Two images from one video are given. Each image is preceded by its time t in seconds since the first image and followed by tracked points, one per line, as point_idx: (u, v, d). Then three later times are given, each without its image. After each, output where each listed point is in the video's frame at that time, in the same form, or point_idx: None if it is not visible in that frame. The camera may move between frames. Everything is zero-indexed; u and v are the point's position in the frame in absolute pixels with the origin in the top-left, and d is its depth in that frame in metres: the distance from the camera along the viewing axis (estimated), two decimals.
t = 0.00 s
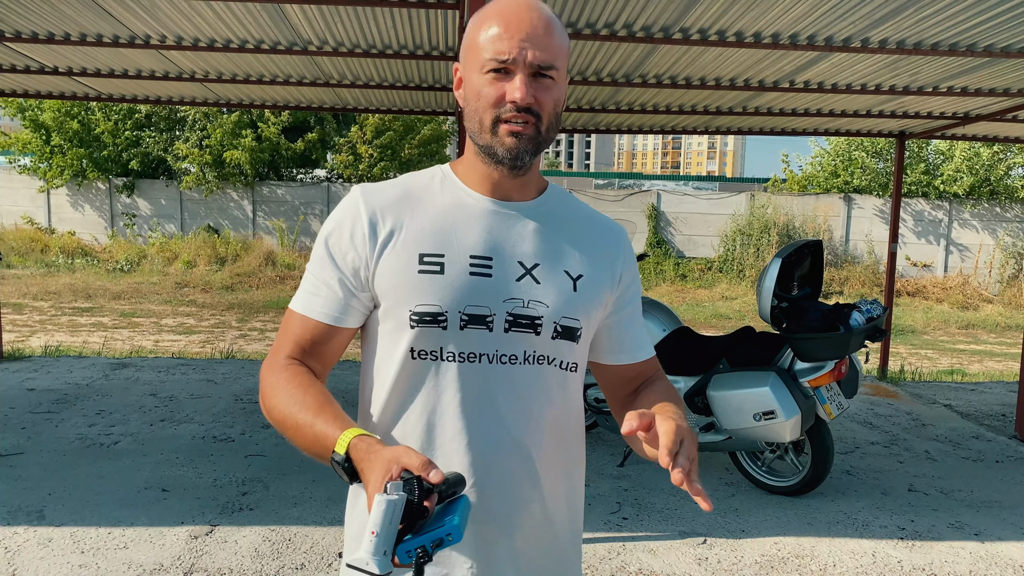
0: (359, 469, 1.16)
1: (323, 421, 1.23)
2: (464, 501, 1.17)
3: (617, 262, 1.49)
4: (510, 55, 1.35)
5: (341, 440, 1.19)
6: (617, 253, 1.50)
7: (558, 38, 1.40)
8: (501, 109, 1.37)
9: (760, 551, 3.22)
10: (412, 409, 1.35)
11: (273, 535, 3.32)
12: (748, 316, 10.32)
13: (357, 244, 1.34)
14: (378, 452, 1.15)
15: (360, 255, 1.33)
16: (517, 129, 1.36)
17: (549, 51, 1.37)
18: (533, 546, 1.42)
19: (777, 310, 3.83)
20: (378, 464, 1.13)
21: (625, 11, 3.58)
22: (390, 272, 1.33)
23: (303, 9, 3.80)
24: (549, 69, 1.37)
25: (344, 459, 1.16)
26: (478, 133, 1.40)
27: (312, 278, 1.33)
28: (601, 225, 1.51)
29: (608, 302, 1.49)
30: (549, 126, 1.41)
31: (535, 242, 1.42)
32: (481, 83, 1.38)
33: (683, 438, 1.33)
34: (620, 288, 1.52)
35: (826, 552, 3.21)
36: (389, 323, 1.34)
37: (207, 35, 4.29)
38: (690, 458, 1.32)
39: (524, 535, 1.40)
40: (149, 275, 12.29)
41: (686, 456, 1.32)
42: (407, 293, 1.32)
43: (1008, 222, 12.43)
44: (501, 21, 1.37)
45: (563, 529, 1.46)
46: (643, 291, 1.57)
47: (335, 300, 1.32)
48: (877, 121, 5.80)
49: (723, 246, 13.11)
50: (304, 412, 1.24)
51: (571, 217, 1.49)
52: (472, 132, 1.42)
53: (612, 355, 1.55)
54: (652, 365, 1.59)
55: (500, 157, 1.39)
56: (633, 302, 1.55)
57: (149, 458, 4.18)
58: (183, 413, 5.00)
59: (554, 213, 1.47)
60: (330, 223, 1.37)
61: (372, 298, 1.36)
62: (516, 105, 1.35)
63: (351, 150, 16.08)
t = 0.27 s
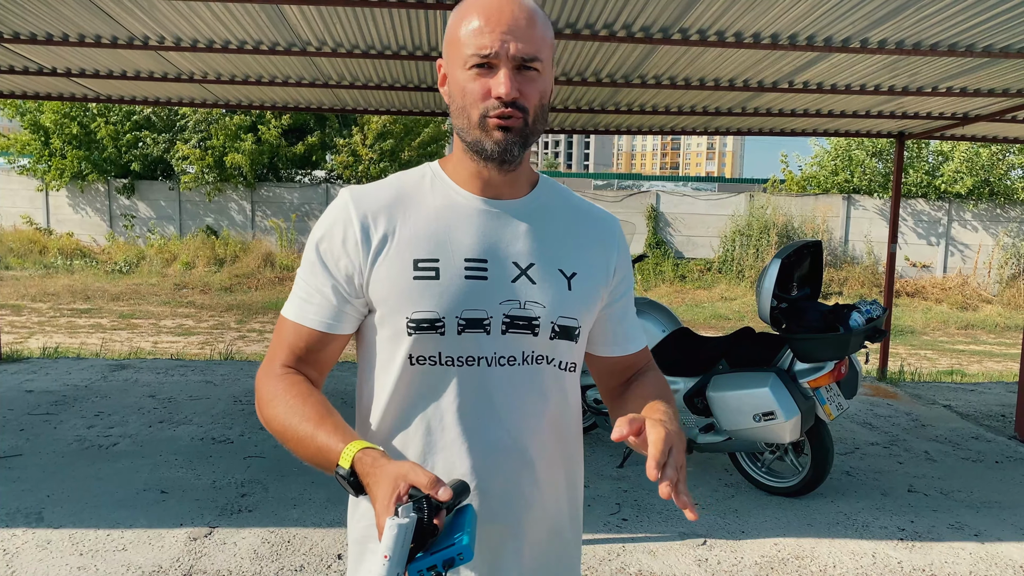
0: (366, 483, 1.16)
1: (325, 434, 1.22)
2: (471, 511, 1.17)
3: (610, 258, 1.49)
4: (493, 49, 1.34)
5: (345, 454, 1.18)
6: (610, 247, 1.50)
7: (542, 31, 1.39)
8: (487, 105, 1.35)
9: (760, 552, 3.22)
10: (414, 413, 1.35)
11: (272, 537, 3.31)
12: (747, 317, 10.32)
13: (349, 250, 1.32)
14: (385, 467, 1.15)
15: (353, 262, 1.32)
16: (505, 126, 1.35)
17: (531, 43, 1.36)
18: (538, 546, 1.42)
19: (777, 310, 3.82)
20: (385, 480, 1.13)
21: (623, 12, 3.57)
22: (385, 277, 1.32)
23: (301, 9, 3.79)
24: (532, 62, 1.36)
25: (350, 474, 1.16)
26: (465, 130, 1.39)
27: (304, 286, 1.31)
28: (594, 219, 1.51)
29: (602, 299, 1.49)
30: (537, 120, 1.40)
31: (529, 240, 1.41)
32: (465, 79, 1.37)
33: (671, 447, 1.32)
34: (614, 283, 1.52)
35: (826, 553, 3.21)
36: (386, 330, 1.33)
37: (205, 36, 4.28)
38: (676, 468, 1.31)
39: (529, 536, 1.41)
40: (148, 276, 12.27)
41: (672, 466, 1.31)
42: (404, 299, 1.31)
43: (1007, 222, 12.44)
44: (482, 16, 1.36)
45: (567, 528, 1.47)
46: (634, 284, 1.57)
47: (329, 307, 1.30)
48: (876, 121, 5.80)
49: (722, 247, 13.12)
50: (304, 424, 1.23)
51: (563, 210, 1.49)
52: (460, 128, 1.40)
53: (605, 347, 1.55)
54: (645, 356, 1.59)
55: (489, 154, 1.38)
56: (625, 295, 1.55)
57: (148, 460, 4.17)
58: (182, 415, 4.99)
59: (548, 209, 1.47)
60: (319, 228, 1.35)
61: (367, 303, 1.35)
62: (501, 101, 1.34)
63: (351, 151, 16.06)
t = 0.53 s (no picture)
0: (365, 489, 1.16)
1: (324, 439, 1.22)
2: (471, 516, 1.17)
3: (603, 258, 1.50)
4: (497, 65, 1.31)
5: (344, 461, 1.18)
6: (603, 247, 1.50)
7: (544, 42, 1.36)
8: (488, 118, 1.33)
9: (759, 554, 3.21)
10: (412, 418, 1.35)
11: (271, 539, 3.31)
12: (746, 318, 10.33)
13: (345, 256, 1.32)
14: (384, 474, 1.15)
15: (350, 268, 1.31)
16: (506, 140, 1.34)
17: (534, 55, 1.33)
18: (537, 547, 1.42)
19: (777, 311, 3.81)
20: (385, 486, 1.13)
21: (622, 13, 3.58)
22: (382, 284, 1.32)
23: (300, 11, 3.79)
24: (535, 74, 1.34)
25: (349, 480, 1.16)
26: (464, 139, 1.37)
27: (300, 292, 1.31)
28: (586, 218, 1.51)
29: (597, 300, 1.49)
30: (538, 131, 1.38)
31: (525, 245, 1.41)
32: (465, 91, 1.33)
33: (662, 453, 1.33)
34: (607, 283, 1.52)
35: (825, 554, 3.21)
36: (383, 336, 1.33)
37: (204, 37, 4.29)
38: (665, 474, 1.31)
39: (529, 537, 1.41)
40: (146, 277, 12.27)
41: (661, 472, 1.31)
42: (400, 306, 1.31)
43: (1006, 223, 12.46)
44: (484, 26, 1.32)
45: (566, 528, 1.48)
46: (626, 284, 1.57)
47: (326, 314, 1.30)
48: (874, 122, 5.81)
49: (721, 248, 13.13)
50: (303, 431, 1.23)
51: (557, 211, 1.49)
52: (457, 136, 1.38)
53: (596, 348, 1.55)
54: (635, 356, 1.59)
55: (488, 166, 1.36)
56: (618, 295, 1.56)
57: (147, 462, 4.16)
58: (181, 416, 4.99)
59: (542, 212, 1.47)
60: (313, 234, 1.34)
61: (363, 309, 1.35)
62: (503, 116, 1.32)
63: (350, 152, 16.05)
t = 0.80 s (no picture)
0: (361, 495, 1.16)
1: (323, 442, 1.22)
2: (466, 523, 1.17)
3: (602, 256, 1.49)
4: (502, 80, 1.29)
5: (341, 465, 1.18)
6: (602, 245, 1.49)
7: (545, 53, 1.35)
8: (491, 132, 1.32)
9: (759, 555, 3.21)
10: (413, 420, 1.36)
11: (270, 540, 3.30)
12: (744, 318, 10.33)
13: (344, 262, 1.32)
14: (380, 479, 1.15)
15: (349, 273, 1.32)
16: (508, 153, 1.33)
17: (536, 68, 1.32)
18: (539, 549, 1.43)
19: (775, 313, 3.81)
20: (379, 491, 1.13)
21: (621, 14, 3.58)
22: (382, 290, 1.32)
23: (299, 12, 3.79)
24: (536, 88, 1.33)
25: (345, 486, 1.16)
26: (463, 150, 1.36)
27: (299, 296, 1.31)
28: (585, 216, 1.49)
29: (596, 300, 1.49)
30: (538, 141, 1.38)
31: (524, 249, 1.41)
32: (467, 103, 1.31)
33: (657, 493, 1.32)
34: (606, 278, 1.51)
35: (824, 555, 3.21)
36: (383, 340, 1.33)
37: (203, 38, 4.28)
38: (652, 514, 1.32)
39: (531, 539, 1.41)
40: (145, 278, 12.25)
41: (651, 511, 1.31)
42: (400, 312, 1.32)
43: (1004, 223, 12.48)
44: (487, 40, 1.30)
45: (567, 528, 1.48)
46: (627, 282, 1.56)
47: (325, 317, 1.30)
48: (872, 123, 5.82)
49: (719, 249, 13.15)
50: (302, 433, 1.23)
51: (555, 206, 1.48)
52: (456, 145, 1.37)
53: (599, 335, 1.55)
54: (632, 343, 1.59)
55: (487, 176, 1.35)
56: (617, 288, 1.54)
57: (145, 463, 4.16)
58: (179, 418, 4.98)
59: (541, 213, 1.46)
60: (311, 238, 1.33)
61: (362, 313, 1.35)
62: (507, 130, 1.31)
63: (349, 154, 16.04)
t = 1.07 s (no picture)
0: (364, 473, 1.21)
1: (333, 426, 1.28)
2: (464, 502, 1.21)
3: (606, 246, 1.49)
4: (509, 77, 1.31)
5: (346, 447, 1.24)
6: (606, 235, 1.50)
7: (549, 52, 1.35)
8: (498, 127, 1.33)
9: (757, 554, 3.21)
10: (423, 408, 1.39)
11: (268, 541, 3.30)
12: (742, 318, 10.33)
13: (353, 254, 1.36)
14: (379, 458, 1.20)
15: (358, 265, 1.36)
16: (513, 147, 1.35)
17: (541, 66, 1.33)
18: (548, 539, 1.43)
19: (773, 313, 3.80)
20: (377, 471, 1.18)
21: (619, 14, 3.58)
22: (388, 281, 1.36)
23: (296, 12, 3.79)
24: (541, 86, 1.34)
25: (350, 465, 1.22)
26: (469, 145, 1.37)
27: (313, 287, 1.36)
28: (590, 206, 1.50)
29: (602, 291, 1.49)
30: (542, 137, 1.39)
31: (527, 241, 1.42)
32: (475, 99, 1.33)
33: (661, 480, 1.32)
34: (612, 270, 1.51)
35: (823, 555, 3.21)
36: (392, 329, 1.37)
37: (201, 38, 4.28)
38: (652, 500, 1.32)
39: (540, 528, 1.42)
40: (143, 279, 12.24)
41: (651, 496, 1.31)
42: (406, 301, 1.35)
43: (1001, 223, 12.50)
44: (495, 37, 1.31)
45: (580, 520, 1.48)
46: (635, 273, 1.56)
47: (337, 308, 1.35)
48: (871, 123, 5.82)
49: (717, 249, 13.16)
50: (315, 417, 1.30)
51: (559, 200, 1.49)
52: (462, 140, 1.38)
53: (607, 329, 1.54)
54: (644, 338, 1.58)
55: (492, 171, 1.36)
56: (626, 280, 1.54)
57: (143, 463, 4.15)
58: (177, 418, 4.97)
59: (545, 206, 1.47)
60: (323, 232, 1.39)
61: (373, 303, 1.40)
62: (513, 125, 1.32)
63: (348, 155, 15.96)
